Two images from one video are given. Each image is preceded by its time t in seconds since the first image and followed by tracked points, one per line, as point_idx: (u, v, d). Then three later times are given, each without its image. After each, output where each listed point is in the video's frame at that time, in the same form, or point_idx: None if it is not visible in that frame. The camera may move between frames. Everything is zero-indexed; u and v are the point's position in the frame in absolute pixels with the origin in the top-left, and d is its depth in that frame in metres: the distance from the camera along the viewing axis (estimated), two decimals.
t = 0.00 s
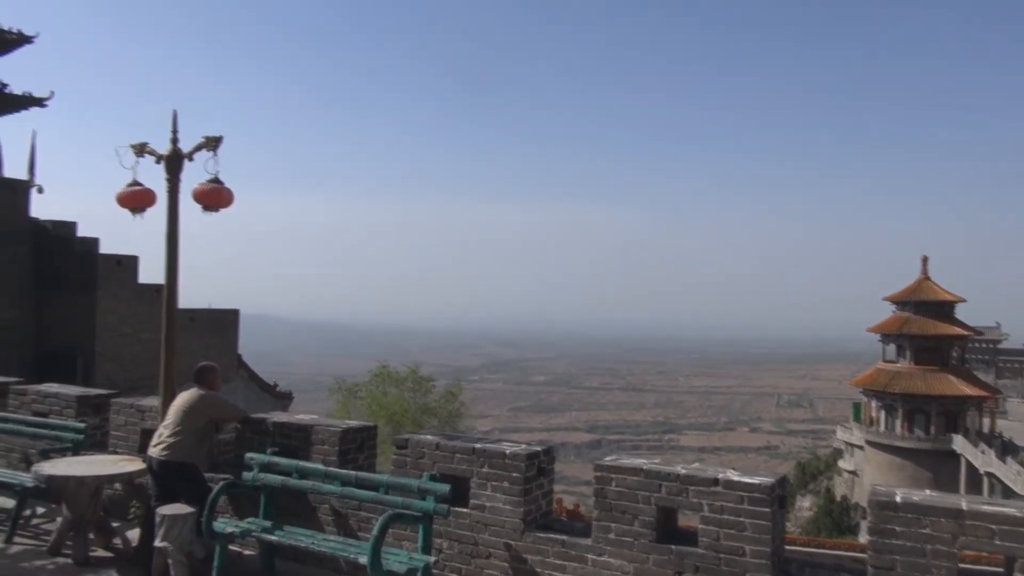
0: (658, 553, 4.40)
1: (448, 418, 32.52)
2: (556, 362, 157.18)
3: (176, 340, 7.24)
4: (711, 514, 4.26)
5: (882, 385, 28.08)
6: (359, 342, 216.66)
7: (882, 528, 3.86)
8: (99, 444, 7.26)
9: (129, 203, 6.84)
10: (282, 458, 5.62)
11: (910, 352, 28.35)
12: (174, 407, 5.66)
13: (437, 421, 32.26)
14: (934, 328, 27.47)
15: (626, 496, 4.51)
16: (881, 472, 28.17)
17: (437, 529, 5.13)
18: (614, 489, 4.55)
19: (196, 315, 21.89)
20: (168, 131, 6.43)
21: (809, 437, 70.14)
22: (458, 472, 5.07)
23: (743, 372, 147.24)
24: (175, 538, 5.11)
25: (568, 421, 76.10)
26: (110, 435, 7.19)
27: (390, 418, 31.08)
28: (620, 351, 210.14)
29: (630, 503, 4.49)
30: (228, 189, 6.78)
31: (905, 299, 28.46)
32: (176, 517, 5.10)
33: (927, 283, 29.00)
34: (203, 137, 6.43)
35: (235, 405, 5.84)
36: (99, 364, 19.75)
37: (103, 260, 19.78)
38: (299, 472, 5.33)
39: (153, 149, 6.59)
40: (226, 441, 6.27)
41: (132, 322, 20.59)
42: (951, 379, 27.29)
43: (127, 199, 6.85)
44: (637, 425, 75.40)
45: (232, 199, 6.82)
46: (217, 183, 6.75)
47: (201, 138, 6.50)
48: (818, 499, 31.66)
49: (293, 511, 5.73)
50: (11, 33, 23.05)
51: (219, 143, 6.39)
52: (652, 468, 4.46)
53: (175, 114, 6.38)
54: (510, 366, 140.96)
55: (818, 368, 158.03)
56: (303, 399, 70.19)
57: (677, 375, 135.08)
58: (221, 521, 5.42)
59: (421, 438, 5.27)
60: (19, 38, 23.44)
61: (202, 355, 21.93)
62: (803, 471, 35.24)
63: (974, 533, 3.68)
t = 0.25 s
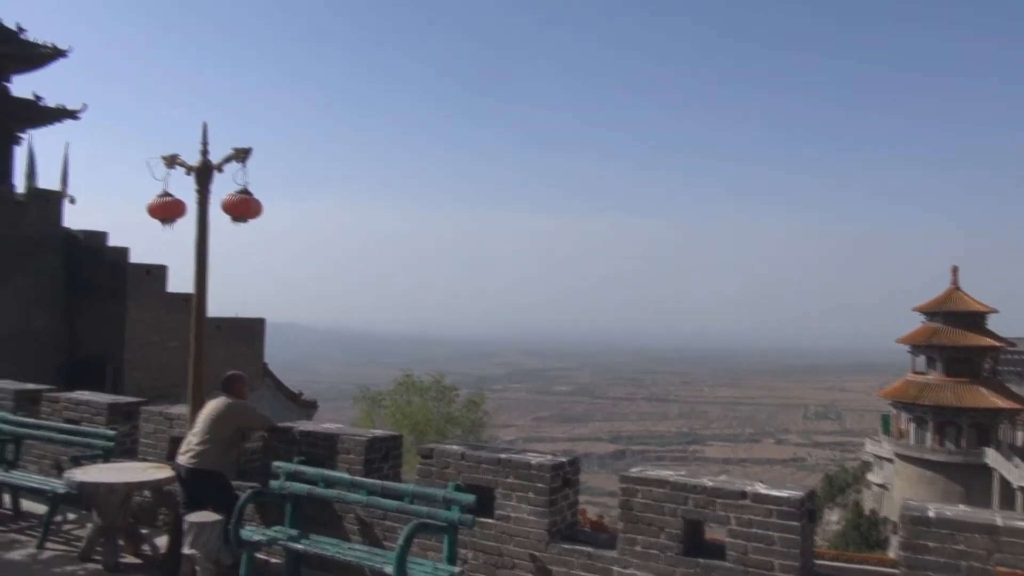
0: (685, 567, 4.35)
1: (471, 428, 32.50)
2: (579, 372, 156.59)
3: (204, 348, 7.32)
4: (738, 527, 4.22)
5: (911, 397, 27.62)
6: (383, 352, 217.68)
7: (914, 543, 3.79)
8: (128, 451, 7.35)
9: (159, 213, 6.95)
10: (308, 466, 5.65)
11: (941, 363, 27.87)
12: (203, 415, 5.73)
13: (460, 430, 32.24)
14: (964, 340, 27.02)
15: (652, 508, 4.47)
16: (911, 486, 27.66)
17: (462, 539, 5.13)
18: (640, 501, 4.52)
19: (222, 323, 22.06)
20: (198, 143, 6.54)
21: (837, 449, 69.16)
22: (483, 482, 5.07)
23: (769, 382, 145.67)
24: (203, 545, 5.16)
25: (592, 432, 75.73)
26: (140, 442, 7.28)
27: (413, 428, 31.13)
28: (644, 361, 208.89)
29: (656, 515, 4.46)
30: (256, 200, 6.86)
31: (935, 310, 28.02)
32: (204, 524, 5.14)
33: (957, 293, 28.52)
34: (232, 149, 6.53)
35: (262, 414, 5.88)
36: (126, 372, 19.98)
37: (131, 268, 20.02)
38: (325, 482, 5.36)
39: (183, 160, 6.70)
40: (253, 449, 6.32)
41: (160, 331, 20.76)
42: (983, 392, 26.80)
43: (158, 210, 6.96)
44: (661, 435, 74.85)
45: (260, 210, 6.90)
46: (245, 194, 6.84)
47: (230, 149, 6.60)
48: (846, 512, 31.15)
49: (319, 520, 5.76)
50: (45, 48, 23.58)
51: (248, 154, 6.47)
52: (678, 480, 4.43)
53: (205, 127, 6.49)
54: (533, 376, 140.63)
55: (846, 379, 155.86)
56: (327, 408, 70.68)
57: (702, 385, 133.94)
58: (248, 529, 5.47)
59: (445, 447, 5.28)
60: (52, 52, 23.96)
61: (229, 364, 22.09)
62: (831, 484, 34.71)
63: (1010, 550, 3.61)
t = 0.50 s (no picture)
0: None
1: (506, 438, 32.47)
2: (614, 382, 155.63)
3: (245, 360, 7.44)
4: (780, 541, 4.16)
5: (956, 408, 26.99)
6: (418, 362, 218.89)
7: (963, 559, 3.69)
8: (171, 461, 7.48)
9: (201, 228, 7.09)
10: (347, 477, 5.70)
11: (986, 373, 27.20)
12: (243, 426, 5.81)
13: (495, 440, 32.22)
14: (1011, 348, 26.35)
15: (691, 521, 4.42)
16: (957, 499, 26.97)
17: (500, 550, 5.13)
18: (679, 513, 4.47)
19: (261, 335, 22.40)
20: (238, 158, 6.67)
21: (879, 461, 67.70)
22: (520, 493, 5.06)
23: (808, 393, 143.35)
24: (244, 555, 5.22)
25: (627, 442, 75.17)
26: (182, 453, 7.41)
27: (448, 439, 31.24)
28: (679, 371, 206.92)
29: (695, 528, 4.41)
30: (295, 214, 6.97)
31: (979, 318, 27.38)
32: (244, 534, 5.21)
33: (1003, 301, 27.85)
34: (271, 164, 6.65)
35: (301, 424, 5.95)
36: (168, 383, 20.58)
37: (173, 283, 20.49)
38: (364, 492, 5.39)
39: (223, 175, 6.84)
40: (293, 459, 6.39)
41: (198, 342, 21.19)
42: None
43: (200, 224, 7.10)
44: (697, 446, 74.01)
45: (298, 223, 7.01)
46: (284, 208, 6.95)
47: (269, 164, 6.72)
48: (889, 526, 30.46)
49: (358, 530, 5.80)
50: (90, 67, 24.31)
51: (286, 168, 6.59)
52: (717, 493, 4.38)
53: (246, 142, 6.62)
54: (567, 386, 140.10)
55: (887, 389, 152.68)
56: (363, 418, 71.23)
57: (739, 396, 132.24)
58: (288, 539, 5.52)
59: (482, 458, 5.28)
60: (96, 71, 24.66)
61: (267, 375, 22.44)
62: (873, 497, 33.99)
63: None
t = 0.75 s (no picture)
0: None
1: (543, 451, 32.34)
2: (653, 395, 154.16)
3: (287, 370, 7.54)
4: (827, 559, 4.07)
5: (1008, 425, 26.14)
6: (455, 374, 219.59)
7: None
8: (215, 469, 7.59)
9: (246, 240, 7.23)
10: (387, 487, 5.73)
11: None
12: (286, 436, 5.89)
13: (532, 453, 32.14)
14: None
15: (735, 537, 4.35)
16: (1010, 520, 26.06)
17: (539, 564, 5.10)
18: (722, 529, 4.40)
19: (302, 346, 22.75)
20: (282, 173, 6.80)
21: (927, 479, 65.85)
22: (559, 507, 5.03)
23: (852, 408, 140.31)
24: (285, 563, 5.28)
25: (665, 456, 74.35)
26: (226, 461, 7.52)
27: (486, 451, 31.22)
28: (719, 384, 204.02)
29: (739, 545, 4.34)
30: (337, 226, 7.08)
31: None
32: (286, 543, 5.27)
33: None
34: (314, 178, 6.78)
35: (342, 435, 6.01)
36: (212, 392, 22.61)
37: (216, 294, 22.67)
38: (403, 503, 5.42)
39: (267, 189, 6.99)
40: (333, 469, 6.45)
41: (241, 353, 22.96)
42: None
43: (245, 237, 7.24)
44: (738, 461, 72.86)
45: (340, 235, 7.12)
46: (327, 221, 7.07)
47: (312, 178, 6.86)
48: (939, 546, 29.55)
49: (397, 540, 5.82)
50: (138, 84, 25.05)
51: (329, 182, 6.71)
52: (761, 509, 4.31)
53: (290, 157, 6.76)
54: (606, 399, 139.11)
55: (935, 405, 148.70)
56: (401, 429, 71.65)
57: (780, 410, 129.99)
58: (328, 549, 5.57)
59: (522, 471, 5.27)
60: (145, 89, 25.39)
61: (307, 385, 22.78)
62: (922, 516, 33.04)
63: None
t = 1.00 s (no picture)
0: None
1: (596, 458, 32.11)
2: (707, 403, 151.87)
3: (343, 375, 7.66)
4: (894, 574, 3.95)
5: None
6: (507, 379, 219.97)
7: None
8: (274, 472, 7.76)
9: (305, 247, 7.38)
10: (442, 492, 5.77)
11: None
12: (343, 440, 5.98)
13: (585, 460, 31.97)
14: None
15: (796, 549, 4.26)
16: None
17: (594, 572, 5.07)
18: (782, 540, 4.31)
19: (357, 351, 23.14)
20: (340, 182, 6.93)
21: (996, 493, 63.27)
22: (615, 515, 5.00)
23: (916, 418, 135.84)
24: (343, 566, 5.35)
25: (720, 465, 73.12)
26: (285, 464, 7.68)
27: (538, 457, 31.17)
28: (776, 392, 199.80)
29: (800, 556, 4.25)
30: (393, 233, 7.17)
31: None
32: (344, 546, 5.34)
33: None
34: (371, 186, 6.89)
35: (397, 439, 6.08)
36: (270, 395, 23.32)
37: (274, 301, 23.40)
38: (459, 508, 5.45)
39: (325, 198, 7.12)
40: (389, 474, 6.53)
41: (299, 358, 23.65)
42: None
43: (304, 244, 7.39)
44: (795, 471, 71.18)
45: (396, 242, 7.22)
46: (383, 228, 7.17)
47: (369, 186, 6.98)
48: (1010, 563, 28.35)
49: (452, 545, 5.86)
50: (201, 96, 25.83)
51: (386, 190, 6.81)
52: (824, 520, 4.20)
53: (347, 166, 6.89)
54: (658, 407, 137.52)
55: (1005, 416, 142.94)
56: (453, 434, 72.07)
57: (840, 419, 126.55)
58: (384, 552, 5.63)
59: (577, 478, 5.26)
60: (207, 101, 26.16)
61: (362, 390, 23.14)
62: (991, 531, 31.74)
63: None
